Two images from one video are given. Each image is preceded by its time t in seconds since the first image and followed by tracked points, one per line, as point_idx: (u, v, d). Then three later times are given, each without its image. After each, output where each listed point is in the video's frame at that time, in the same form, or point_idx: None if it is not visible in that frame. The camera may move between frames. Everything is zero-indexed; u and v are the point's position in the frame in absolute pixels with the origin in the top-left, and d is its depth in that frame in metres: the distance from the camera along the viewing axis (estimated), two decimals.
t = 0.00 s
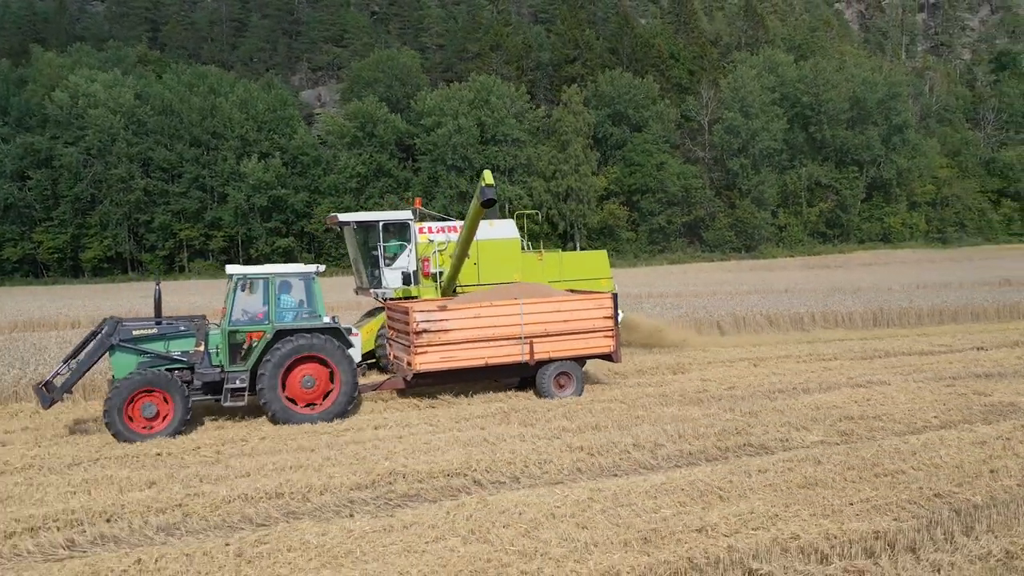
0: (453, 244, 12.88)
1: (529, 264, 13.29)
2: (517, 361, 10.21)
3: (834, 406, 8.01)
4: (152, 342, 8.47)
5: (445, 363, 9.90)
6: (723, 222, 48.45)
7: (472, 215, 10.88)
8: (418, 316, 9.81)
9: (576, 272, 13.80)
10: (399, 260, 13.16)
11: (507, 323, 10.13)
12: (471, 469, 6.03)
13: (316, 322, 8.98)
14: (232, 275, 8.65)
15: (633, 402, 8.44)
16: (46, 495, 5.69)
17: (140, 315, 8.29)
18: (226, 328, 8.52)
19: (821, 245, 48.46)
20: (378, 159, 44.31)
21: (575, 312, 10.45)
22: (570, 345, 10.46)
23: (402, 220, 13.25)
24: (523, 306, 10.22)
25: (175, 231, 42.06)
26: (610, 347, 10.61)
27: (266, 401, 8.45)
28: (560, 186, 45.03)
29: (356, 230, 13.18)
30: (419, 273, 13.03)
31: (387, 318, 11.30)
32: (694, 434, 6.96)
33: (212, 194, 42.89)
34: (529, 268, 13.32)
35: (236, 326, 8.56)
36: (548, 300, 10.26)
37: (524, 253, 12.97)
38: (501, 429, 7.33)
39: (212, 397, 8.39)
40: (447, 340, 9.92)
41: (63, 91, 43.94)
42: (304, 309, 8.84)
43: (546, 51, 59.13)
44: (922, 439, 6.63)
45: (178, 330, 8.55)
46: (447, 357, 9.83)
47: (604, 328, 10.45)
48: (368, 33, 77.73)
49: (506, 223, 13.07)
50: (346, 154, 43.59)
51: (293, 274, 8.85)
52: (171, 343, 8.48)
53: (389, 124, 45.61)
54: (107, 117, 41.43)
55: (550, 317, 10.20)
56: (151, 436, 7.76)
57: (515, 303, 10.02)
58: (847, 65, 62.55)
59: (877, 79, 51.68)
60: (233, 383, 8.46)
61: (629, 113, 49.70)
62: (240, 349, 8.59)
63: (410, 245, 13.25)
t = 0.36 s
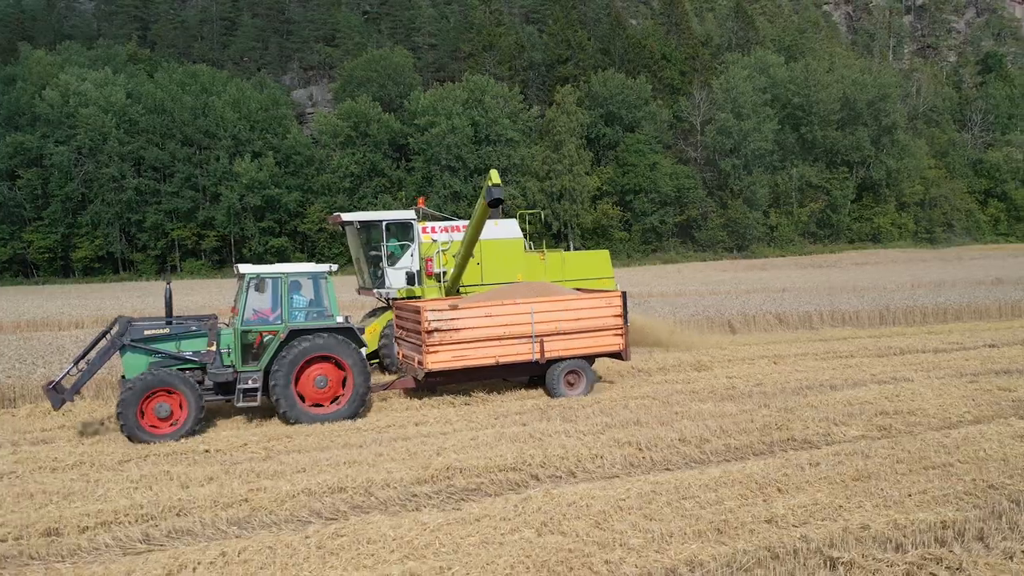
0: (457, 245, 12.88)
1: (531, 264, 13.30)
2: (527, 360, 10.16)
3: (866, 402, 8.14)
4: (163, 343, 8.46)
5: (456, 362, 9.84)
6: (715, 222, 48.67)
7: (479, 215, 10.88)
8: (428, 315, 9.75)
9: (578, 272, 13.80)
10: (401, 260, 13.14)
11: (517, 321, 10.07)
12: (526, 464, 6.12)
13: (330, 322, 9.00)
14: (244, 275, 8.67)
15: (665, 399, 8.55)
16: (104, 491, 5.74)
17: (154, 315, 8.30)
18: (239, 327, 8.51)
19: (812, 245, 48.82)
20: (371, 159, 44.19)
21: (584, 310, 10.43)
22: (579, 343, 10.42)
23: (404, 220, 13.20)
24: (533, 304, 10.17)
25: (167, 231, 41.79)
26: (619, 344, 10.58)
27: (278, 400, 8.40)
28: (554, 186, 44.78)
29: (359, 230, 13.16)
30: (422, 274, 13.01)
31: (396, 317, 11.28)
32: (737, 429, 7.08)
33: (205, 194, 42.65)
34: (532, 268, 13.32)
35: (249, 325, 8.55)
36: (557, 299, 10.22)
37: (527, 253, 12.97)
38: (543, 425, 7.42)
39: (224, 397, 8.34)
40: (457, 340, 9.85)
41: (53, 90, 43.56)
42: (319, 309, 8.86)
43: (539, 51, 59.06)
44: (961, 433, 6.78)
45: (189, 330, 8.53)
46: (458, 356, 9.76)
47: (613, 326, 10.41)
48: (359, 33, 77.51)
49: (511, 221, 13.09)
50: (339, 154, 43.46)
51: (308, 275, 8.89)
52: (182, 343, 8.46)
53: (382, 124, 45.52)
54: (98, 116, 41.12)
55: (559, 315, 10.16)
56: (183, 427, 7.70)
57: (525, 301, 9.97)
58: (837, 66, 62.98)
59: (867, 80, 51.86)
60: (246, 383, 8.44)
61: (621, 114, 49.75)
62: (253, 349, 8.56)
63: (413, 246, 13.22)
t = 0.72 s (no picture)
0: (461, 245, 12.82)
1: (535, 264, 13.23)
2: (538, 358, 10.00)
3: (895, 398, 8.27)
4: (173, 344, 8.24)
5: (468, 360, 9.63)
6: (707, 222, 48.90)
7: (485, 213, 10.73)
8: (439, 314, 9.54)
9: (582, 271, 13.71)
10: (405, 260, 13.06)
11: (527, 320, 9.91)
12: (578, 459, 6.21)
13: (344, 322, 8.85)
14: (257, 274, 8.48)
15: (696, 396, 8.65)
16: (162, 488, 5.80)
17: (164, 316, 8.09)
18: (252, 328, 8.32)
19: (802, 244, 49.20)
20: (364, 158, 43.97)
21: (593, 309, 10.33)
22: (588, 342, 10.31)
23: (407, 220, 13.13)
24: (542, 303, 10.03)
25: (158, 230, 41.49)
26: (628, 342, 10.51)
27: (290, 400, 8.20)
28: (548, 187, 44.77)
29: (362, 230, 13.10)
30: (425, 273, 12.93)
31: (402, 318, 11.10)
32: (776, 425, 7.19)
33: (196, 193, 42.38)
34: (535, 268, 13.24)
35: (263, 325, 8.37)
36: (567, 297, 10.10)
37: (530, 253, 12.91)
38: (583, 421, 7.49)
39: (236, 399, 8.14)
40: (468, 338, 9.65)
41: (42, 88, 43.16)
42: (333, 309, 8.72)
43: (531, 51, 59.06)
44: (998, 427, 6.92)
45: (199, 330, 8.32)
46: (470, 354, 9.57)
47: (622, 324, 10.33)
48: (350, 32, 77.24)
49: (513, 221, 12.97)
50: (332, 154, 43.24)
51: (320, 274, 8.73)
52: (192, 343, 8.25)
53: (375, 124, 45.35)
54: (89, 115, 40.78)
55: (570, 313, 10.04)
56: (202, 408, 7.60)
57: (536, 299, 9.83)
58: (827, 67, 63.43)
59: (857, 81, 52.12)
60: (259, 384, 8.25)
61: (613, 114, 49.70)
62: (267, 349, 8.38)
63: (417, 246, 13.14)
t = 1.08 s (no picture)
0: (461, 246, 12.86)
1: (536, 264, 13.22)
2: (547, 358, 9.93)
3: (923, 395, 8.38)
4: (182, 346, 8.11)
5: (477, 361, 9.56)
6: (699, 222, 49.11)
7: (489, 214, 10.69)
8: (448, 314, 9.48)
9: (584, 268, 13.67)
10: (406, 260, 13.10)
11: (536, 320, 9.83)
12: (623, 454, 6.29)
13: (354, 323, 8.75)
14: (268, 274, 8.38)
15: (723, 393, 8.75)
16: (216, 484, 5.83)
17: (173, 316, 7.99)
18: (263, 328, 8.20)
19: (792, 244, 49.54)
20: (358, 158, 43.57)
21: (601, 308, 10.26)
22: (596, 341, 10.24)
23: (408, 220, 13.17)
24: (550, 302, 9.97)
25: (150, 230, 41.27)
26: (635, 343, 10.44)
27: (302, 401, 8.11)
28: (542, 187, 44.82)
29: (363, 230, 13.18)
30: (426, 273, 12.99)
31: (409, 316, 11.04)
32: (812, 420, 7.30)
33: (188, 194, 42.18)
34: (537, 267, 13.23)
35: (274, 326, 8.26)
36: (574, 297, 10.03)
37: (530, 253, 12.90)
38: (618, 418, 7.58)
39: (248, 400, 8.05)
40: (477, 338, 9.58)
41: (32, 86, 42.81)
42: (344, 309, 8.63)
43: (524, 50, 59.12)
44: None
45: (209, 330, 8.19)
46: (479, 355, 9.50)
47: (629, 324, 10.26)
48: (341, 31, 76.97)
49: (513, 220, 12.95)
50: (325, 154, 42.81)
51: (331, 274, 8.65)
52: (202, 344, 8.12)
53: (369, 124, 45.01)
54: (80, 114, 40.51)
55: (578, 313, 9.97)
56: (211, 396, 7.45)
57: (544, 299, 9.75)
58: (818, 68, 63.82)
59: (847, 82, 52.53)
60: (270, 385, 8.12)
61: (606, 114, 49.62)
62: (278, 350, 8.27)
63: (418, 245, 13.18)
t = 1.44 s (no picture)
0: (462, 245, 12.80)
1: (536, 263, 13.13)
2: (554, 360, 9.78)
3: (946, 390, 8.52)
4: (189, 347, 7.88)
5: (484, 362, 9.41)
6: (690, 222, 49.32)
7: (494, 212, 10.56)
8: (456, 315, 9.32)
9: (586, 267, 13.55)
10: (407, 260, 13.08)
11: (543, 321, 9.68)
12: (668, 449, 6.38)
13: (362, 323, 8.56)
14: (276, 274, 8.13)
15: (750, 389, 8.88)
16: (271, 479, 5.86)
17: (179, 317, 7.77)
18: (272, 329, 7.97)
19: (782, 243, 49.81)
20: (350, 157, 43.05)
21: (608, 309, 10.10)
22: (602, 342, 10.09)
23: (409, 219, 13.12)
24: (557, 303, 9.81)
25: (139, 230, 40.99)
26: (642, 343, 10.29)
27: (311, 404, 7.94)
28: (534, 187, 44.87)
29: (365, 229, 13.17)
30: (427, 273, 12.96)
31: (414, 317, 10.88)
32: (846, 415, 7.43)
33: (178, 193, 41.92)
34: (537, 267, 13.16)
35: (282, 327, 8.02)
36: (581, 297, 9.87)
37: (530, 253, 12.81)
38: (653, 414, 7.66)
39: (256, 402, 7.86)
40: (484, 339, 9.43)
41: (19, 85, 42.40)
42: (352, 308, 8.44)
43: (515, 51, 59.15)
44: None
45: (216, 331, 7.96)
46: (486, 356, 9.35)
47: (635, 325, 10.12)
48: (330, 30, 76.62)
49: (514, 220, 12.84)
50: (316, 153, 42.43)
51: (338, 273, 8.46)
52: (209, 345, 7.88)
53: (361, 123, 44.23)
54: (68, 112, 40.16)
55: (585, 314, 9.82)
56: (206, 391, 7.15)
57: (551, 300, 9.59)
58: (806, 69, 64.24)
59: (835, 83, 52.95)
60: (279, 387, 7.91)
61: (597, 115, 49.57)
62: (287, 351, 8.06)
63: (419, 245, 13.13)
